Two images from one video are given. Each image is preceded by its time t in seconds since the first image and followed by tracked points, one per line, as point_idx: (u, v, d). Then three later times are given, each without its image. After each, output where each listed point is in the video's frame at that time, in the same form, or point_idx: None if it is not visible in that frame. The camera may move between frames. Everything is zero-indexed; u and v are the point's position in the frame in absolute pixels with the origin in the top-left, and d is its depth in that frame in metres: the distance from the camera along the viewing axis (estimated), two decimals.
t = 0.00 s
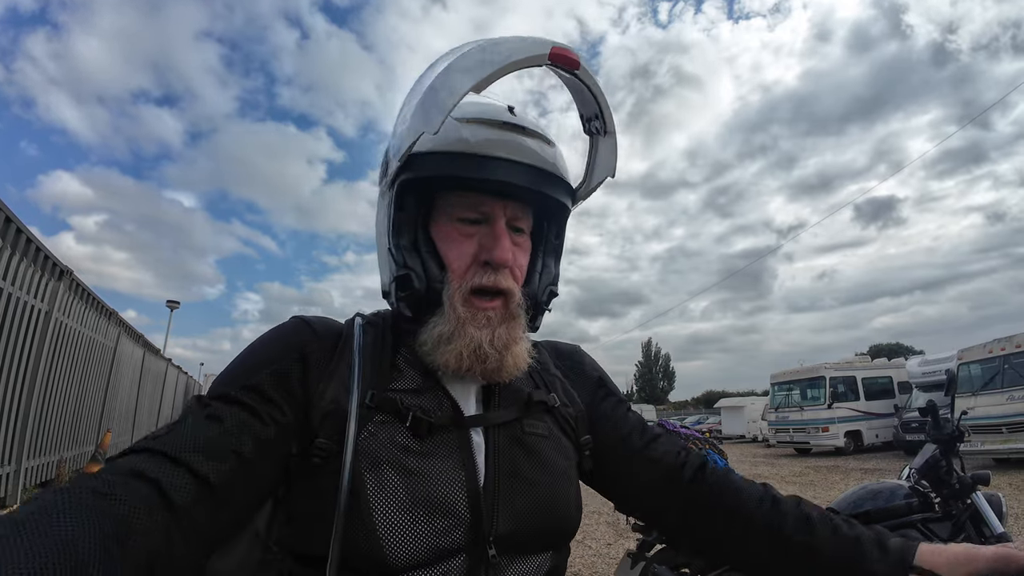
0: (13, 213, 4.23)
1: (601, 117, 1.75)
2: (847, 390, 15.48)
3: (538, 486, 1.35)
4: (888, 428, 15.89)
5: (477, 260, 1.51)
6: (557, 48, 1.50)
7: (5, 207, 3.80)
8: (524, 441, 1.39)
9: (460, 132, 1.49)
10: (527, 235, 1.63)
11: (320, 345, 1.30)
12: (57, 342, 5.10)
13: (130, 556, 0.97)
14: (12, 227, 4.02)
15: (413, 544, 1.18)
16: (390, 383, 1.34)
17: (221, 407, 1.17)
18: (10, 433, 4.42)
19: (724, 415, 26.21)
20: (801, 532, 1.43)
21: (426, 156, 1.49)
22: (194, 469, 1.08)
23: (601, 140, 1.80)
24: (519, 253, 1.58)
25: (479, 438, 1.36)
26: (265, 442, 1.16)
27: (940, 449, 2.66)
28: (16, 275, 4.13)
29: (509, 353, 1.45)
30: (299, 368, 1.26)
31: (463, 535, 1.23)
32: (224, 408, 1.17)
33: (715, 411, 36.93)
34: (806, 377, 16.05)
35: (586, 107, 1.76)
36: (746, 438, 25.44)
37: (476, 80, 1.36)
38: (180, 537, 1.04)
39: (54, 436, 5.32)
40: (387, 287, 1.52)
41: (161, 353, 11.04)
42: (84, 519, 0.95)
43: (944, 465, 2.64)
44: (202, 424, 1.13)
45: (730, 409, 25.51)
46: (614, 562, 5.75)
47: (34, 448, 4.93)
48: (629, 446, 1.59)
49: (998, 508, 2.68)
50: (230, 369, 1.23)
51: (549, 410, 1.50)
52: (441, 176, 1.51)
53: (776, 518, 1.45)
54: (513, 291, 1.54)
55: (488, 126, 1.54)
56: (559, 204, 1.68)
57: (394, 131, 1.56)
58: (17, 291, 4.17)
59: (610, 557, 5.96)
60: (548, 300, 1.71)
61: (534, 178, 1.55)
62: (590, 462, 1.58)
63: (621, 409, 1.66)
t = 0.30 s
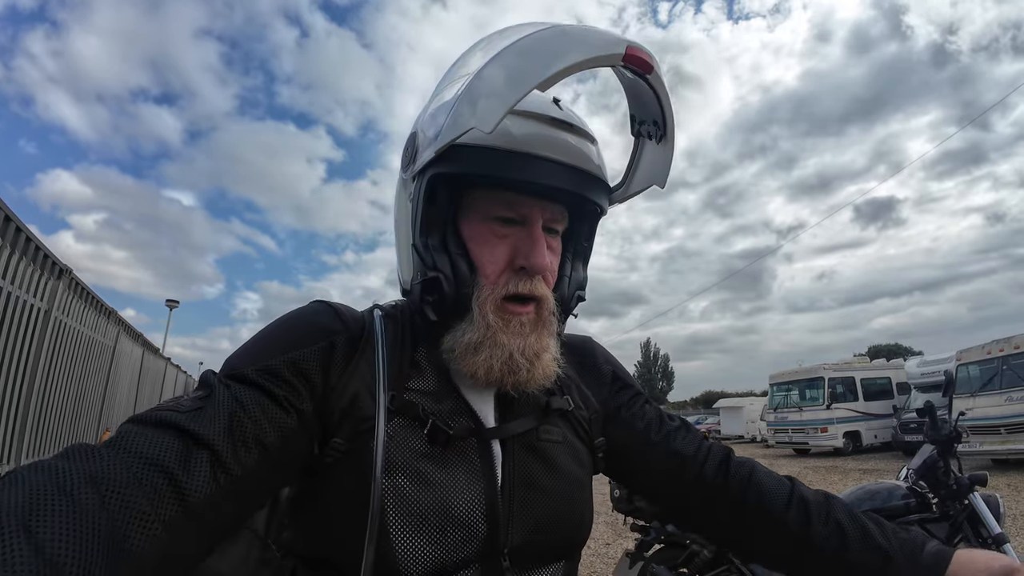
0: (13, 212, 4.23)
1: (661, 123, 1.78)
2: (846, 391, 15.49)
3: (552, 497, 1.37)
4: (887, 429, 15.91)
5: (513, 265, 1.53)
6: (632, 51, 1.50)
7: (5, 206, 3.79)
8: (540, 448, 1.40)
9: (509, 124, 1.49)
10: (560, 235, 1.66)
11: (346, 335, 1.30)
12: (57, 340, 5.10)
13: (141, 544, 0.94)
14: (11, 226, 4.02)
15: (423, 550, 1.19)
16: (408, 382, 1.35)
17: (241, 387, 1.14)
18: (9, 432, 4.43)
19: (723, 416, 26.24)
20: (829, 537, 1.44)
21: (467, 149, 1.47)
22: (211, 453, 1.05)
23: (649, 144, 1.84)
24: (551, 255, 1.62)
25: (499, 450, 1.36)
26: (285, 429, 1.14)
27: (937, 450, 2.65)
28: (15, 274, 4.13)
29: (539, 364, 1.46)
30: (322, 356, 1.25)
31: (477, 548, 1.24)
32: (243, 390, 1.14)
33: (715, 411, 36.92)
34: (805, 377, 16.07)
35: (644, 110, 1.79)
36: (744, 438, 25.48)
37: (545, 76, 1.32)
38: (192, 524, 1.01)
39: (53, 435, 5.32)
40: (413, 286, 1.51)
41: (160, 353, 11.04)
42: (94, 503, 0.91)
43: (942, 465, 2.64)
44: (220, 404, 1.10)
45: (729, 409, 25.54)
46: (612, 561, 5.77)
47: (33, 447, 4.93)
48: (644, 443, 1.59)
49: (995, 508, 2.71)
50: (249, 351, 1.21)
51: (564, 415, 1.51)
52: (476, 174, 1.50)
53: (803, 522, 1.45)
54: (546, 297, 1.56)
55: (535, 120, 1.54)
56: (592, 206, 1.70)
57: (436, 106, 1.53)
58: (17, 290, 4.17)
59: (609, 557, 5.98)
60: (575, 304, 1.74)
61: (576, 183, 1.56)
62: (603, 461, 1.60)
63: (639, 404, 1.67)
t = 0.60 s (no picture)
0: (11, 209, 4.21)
1: (690, 125, 1.76)
2: (846, 391, 15.49)
3: (558, 492, 1.35)
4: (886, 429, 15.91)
5: (525, 263, 1.52)
6: (667, 48, 1.48)
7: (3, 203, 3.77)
8: (546, 443, 1.39)
9: (532, 119, 1.47)
10: (575, 232, 1.65)
11: (347, 318, 1.29)
12: (55, 338, 5.08)
13: (134, 533, 0.92)
14: (10, 223, 3.99)
15: (423, 541, 1.16)
16: (411, 364, 1.34)
17: (232, 369, 1.13)
18: (8, 430, 4.42)
19: (722, 416, 26.25)
20: (871, 535, 1.43)
21: (487, 143, 1.45)
22: (202, 438, 1.03)
23: (675, 146, 1.82)
24: (566, 254, 1.61)
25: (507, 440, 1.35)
26: (279, 412, 1.13)
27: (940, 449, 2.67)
28: (13, 271, 4.11)
29: (552, 367, 1.44)
30: (319, 336, 1.23)
31: (482, 545, 1.21)
32: (233, 372, 1.12)
33: (713, 412, 36.98)
34: (805, 378, 16.07)
35: (675, 110, 1.78)
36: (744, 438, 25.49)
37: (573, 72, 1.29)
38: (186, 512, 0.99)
39: (51, 433, 5.31)
40: (422, 280, 1.49)
41: (159, 351, 11.03)
42: (84, 495, 0.89)
43: (944, 465, 2.65)
44: (209, 388, 1.08)
45: (728, 410, 25.55)
46: (612, 561, 5.75)
47: (31, 443, 4.91)
48: (655, 441, 1.57)
49: (998, 508, 2.70)
50: (241, 334, 1.19)
51: (570, 410, 1.50)
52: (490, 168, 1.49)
53: (842, 520, 1.45)
54: (559, 298, 1.55)
55: (559, 115, 1.52)
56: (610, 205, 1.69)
57: (454, 96, 1.50)
58: (15, 287, 4.15)
59: (608, 557, 5.96)
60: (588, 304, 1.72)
61: (591, 183, 1.55)
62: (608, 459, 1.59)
63: (643, 399, 1.65)
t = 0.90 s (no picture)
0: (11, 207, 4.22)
1: (635, 121, 1.78)
2: (844, 393, 15.50)
3: (547, 485, 1.36)
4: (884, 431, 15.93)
5: (496, 260, 1.53)
6: (606, 49, 1.50)
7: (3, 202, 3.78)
8: (530, 434, 1.39)
9: (487, 125, 1.49)
10: (542, 231, 1.65)
11: (337, 315, 1.29)
12: (55, 336, 5.10)
13: (140, 526, 0.93)
14: (10, 221, 4.00)
15: (420, 537, 1.17)
16: (400, 362, 1.35)
17: (235, 366, 1.14)
18: (7, 427, 4.43)
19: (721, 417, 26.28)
20: (846, 530, 1.43)
21: (449, 150, 1.46)
22: (205, 433, 1.04)
23: (627, 144, 1.83)
24: (535, 251, 1.61)
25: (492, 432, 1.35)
26: (279, 407, 1.14)
27: (936, 451, 2.67)
28: (13, 269, 4.12)
29: (526, 357, 1.45)
30: (315, 333, 1.24)
31: (474, 537, 1.22)
32: (235, 369, 1.14)
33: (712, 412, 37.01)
34: (803, 379, 16.09)
35: (620, 111, 1.79)
36: (743, 439, 25.51)
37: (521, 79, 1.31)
38: (191, 506, 1.00)
39: (51, 431, 5.32)
40: (401, 283, 1.50)
41: (158, 350, 11.04)
42: (90, 488, 0.90)
43: (940, 467, 2.65)
44: (211, 384, 1.10)
45: (727, 410, 25.57)
46: (610, 561, 5.77)
47: (31, 440, 4.93)
48: (636, 436, 1.58)
49: (994, 511, 2.71)
50: (241, 331, 1.20)
51: (558, 403, 1.50)
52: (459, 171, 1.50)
53: (818, 515, 1.45)
54: (530, 292, 1.55)
55: (514, 120, 1.53)
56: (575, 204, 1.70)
57: (420, 110, 1.53)
58: (15, 285, 4.15)
59: (607, 557, 5.98)
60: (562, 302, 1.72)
61: (557, 180, 1.55)
62: (596, 453, 1.59)
63: (627, 395, 1.66)
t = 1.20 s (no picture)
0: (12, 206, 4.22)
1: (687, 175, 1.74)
2: (844, 394, 15.50)
3: (553, 487, 1.37)
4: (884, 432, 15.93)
5: (528, 288, 1.53)
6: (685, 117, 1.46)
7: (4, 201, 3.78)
8: (535, 437, 1.40)
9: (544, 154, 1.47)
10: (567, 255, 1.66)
11: (346, 318, 1.30)
12: (55, 337, 5.10)
13: (158, 529, 0.94)
14: (11, 221, 4.01)
15: (430, 539, 1.18)
16: (407, 366, 1.35)
17: (249, 369, 1.14)
18: (8, 427, 4.43)
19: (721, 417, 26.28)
20: (843, 530, 1.44)
21: (507, 179, 1.42)
22: (222, 437, 1.05)
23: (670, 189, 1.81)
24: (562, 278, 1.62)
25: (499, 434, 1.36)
26: (292, 411, 1.15)
27: (937, 452, 2.68)
28: (14, 268, 4.12)
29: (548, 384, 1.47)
30: (326, 337, 1.25)
31: (480, 538, 1.23)
32: (248, 372, 1.14)
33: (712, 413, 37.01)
34: (803, 380, 16.09)
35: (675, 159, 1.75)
36: (743, 440, 25.51)
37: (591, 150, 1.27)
38: (206, 509, 1.01)
39: (51, 430, 5.32)
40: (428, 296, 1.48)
41: (159, 349, 11.03)
42: (110, 493, 0.90)
43: (941, 467, 2.66)
44: (226, 388, 1.10)
45: (727, 411, 25.57)
46: (611, 561, 5.78)
47: (32, 439, 4.93)
48: (635, 439, 1.59)
49: (995, 511, 2.71)
50: (255, 334, 1.21)
51: (560, 406, 1.51)
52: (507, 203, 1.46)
53: (815, 516, 1.46)
54: (552, 317, 1.57)
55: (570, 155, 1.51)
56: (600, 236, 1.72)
57: (480, 104, 1.50)
58: (15, 284, 4.15)
59: (608, 557, 5.99)
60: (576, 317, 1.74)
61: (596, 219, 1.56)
62: (596, 455, 1.59)
63: (626, 399, 1.67)
